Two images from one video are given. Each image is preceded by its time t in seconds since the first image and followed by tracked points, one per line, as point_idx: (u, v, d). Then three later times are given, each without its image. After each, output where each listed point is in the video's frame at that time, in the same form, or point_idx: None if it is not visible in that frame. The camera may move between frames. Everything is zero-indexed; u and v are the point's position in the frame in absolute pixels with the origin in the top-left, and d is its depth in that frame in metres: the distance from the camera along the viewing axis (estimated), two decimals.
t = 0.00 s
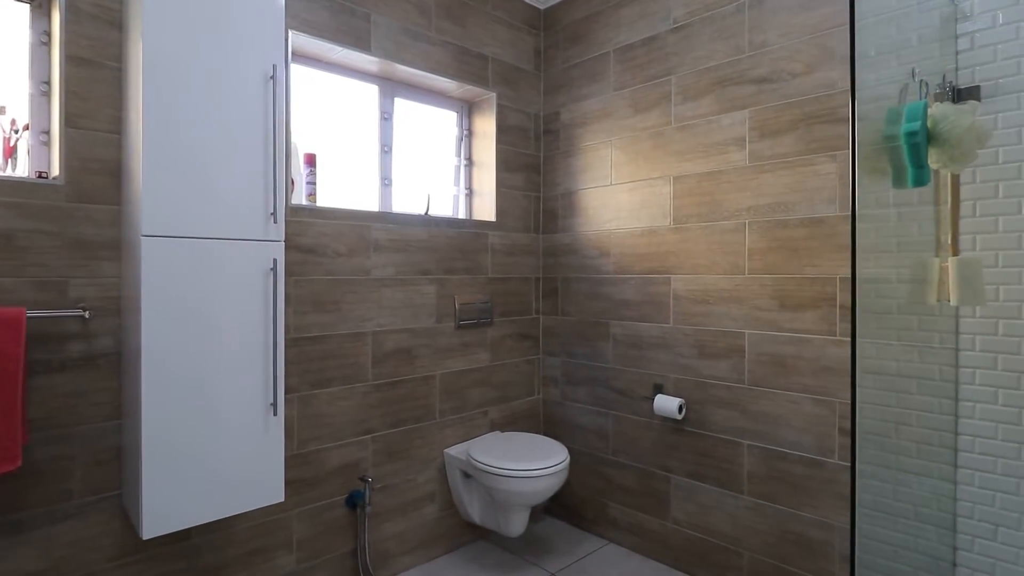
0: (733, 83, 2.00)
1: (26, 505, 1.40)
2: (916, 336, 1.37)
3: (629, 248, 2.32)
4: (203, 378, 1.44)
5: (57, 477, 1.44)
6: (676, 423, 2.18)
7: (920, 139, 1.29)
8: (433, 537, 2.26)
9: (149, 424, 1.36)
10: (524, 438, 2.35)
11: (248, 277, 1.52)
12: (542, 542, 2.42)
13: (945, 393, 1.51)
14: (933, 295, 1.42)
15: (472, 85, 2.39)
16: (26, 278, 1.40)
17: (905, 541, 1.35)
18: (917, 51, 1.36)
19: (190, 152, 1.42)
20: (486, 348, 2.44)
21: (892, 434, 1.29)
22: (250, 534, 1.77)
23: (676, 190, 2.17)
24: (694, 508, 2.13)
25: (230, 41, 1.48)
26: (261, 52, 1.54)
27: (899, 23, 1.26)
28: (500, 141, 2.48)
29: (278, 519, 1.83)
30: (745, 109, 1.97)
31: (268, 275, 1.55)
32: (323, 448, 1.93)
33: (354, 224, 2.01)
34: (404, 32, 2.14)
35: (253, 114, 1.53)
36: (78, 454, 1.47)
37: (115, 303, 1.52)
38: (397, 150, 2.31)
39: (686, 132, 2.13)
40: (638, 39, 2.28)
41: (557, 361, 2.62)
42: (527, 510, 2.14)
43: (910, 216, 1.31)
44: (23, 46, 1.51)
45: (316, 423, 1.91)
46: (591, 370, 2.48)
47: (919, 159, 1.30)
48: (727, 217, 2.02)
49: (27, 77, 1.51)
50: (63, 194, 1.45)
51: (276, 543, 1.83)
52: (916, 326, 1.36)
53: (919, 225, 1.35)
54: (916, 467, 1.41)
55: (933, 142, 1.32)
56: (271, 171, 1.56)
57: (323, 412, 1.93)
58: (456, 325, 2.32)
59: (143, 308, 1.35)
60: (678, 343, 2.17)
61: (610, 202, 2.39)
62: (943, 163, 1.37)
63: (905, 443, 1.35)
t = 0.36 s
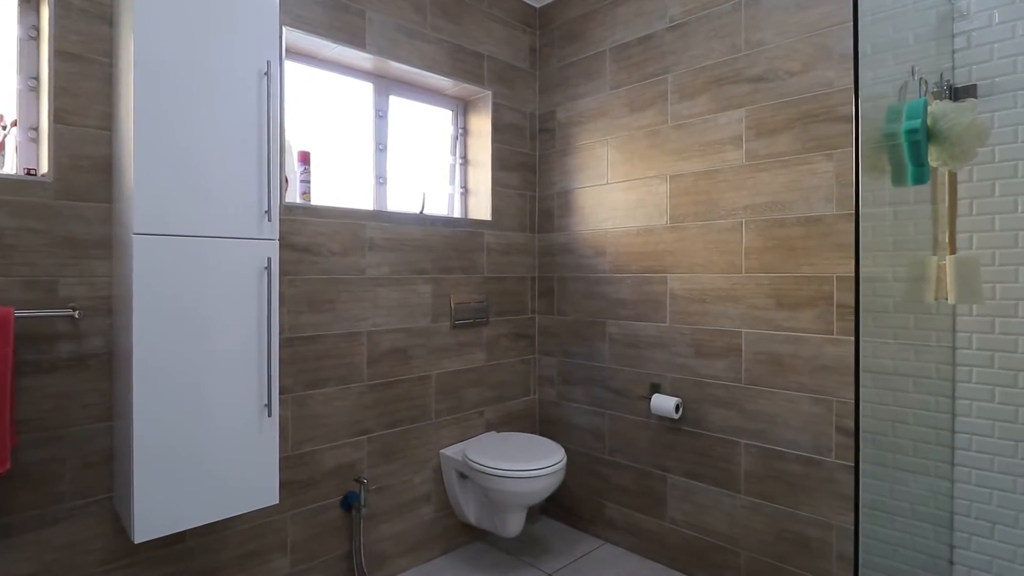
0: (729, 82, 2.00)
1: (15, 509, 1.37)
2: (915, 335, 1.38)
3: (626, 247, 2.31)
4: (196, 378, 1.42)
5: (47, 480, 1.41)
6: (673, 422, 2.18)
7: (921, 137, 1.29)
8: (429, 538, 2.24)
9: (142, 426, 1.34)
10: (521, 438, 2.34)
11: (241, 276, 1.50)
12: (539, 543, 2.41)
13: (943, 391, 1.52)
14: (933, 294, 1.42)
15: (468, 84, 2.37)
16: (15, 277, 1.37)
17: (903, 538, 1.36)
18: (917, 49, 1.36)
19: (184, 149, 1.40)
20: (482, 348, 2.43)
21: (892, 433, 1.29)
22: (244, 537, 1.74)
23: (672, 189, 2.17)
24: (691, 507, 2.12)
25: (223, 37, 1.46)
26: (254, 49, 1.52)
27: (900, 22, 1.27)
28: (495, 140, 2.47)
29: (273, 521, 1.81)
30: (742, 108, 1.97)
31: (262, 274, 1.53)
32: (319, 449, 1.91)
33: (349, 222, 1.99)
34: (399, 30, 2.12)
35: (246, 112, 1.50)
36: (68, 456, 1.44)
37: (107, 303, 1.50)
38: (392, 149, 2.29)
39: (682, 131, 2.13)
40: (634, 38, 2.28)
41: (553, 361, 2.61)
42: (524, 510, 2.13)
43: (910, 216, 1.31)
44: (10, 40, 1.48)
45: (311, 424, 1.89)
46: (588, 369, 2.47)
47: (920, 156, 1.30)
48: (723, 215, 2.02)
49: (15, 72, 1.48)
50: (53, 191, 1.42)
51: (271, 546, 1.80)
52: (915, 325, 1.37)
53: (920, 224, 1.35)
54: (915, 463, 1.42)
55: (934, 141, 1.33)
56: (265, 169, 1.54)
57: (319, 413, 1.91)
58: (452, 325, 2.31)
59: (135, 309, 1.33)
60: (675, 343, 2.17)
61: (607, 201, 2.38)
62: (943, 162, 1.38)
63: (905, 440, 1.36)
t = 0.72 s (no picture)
0: (727, 82, 2.00)
1: (7, 511, 1.35)
2: (913, 335, 1.39)
3: (623, 247, 2.31)
4: (191, 379, 1.41)
5: (40, 482, 1.40)
6: (670, 423, 2.18)
7: (920, 137, 1.29)
8: (425, 539, 2.23)
9: (136, 427, 1.32)
10: (518, 438, 2.34)
11: (237, 277, 1.48)
12: (535, 543, 2.40)
13: (940, 390, 1.53)
14: (931, 294, 1.43)
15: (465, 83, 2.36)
16: (7, 277, 1.36)
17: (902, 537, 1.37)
18: (915, 49, 1.36)
19: (179, 149, 1.38)
20: (479, 349, 2.42)
21: (891, 432, 1.30)
22: (240, 538, 1.73)
23: (669, 189, 2.17)
24: (688, 508, 2.12)
25: (219, 36, 1.45)
26: (250, 48, 1.51)
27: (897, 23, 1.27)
28: (492, 140, 2.46)
29: (269, 523, 1.79)
30: (740, 108, 1.97)
31: (258, 275, 1.52)
32: (315, 450, 1.90)
33: (346, 222, 1.97)
34: (396, 29, 2.11)
35: (242, 111, 1.49)
36: (61, 458, 1.43)
37: (101, 303, 1.48)
38: (389, 148, 2.29)
39: (680, 131, 2.13)
40: (631, 37, 2.28)
41: (550, 361, 2.61)
42: (521, 511, 2.12)
43: (909, 216, 1.32)
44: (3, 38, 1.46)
45: (307, 425, 1.88)
46: (585, 369, 2.47)
47: (920, 156, 1.30)
48: (720, 215, 2.02)
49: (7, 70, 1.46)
50: (46, 190, 1.41)
51: (267, 548, 1.79)
52: (914, 325, 1.38)
53: (919, 223, 1.36)
54: (914, 463, 1.43)
55: (933, 141, 1.33)
56: (261, 170, 1.53)
57: (315, 413, 1.90)
58: (449, 325, 2.30)
59: (130, 309, 1.31)
60: (672, 343, 2.17)
61: (604, 201, 2.38)
62: (942, 162, 1.38)
63: (904, 439, 1.37)
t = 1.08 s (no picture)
0: (726, 82, 2.00)
1: (4, 511, 1.35)
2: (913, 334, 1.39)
3: (621, 246, 2.31)
4: (190, 378, 1.40)
5: (37, 482, 1.39)
6: (669, 422, 2.18)
7: (920, 136, 1.29)
8: (424, 539, 2.23)
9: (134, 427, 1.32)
10: (517, 438, 2.34)
11: (236, 276, 1.48)
12: (534, 543, 2.40)
13: (939, 391, 1.54)
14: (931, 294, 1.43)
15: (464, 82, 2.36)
16: (4, 276, 1.35)
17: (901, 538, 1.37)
18: (914, 48, 1.36)
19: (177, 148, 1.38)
20: (477, 348, 2.42)
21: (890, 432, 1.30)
22: (238, 539, 1.72)
23: (668, 189, 2.17)
24: (687, 507, 2.12)
25: (217, 35, 1.44)
26: (249, 47, 1.50)
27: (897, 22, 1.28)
28: (491, 139, 2.46)
29: (267, 523, 1.79)
30: (738, 108, 1.97)
31: (257, 274, 1.52)
32: (314, 450, 1.90)
33: (344, 221, 1.97)
34: (394, 28, 2.11)
35: (241, 110, 1.49)
36: (59, 458, 1.42)
37: (98, 303, 1.48)
38: (388, 147, 2.28)
39: (679, 130, 2.13)
40: (630, 37, 2.27)
41: (549, 360, 2.61)
42: (520, 511, 2.12)
43: (909, 216, 1.32)
44: None
45: (305, 425, 1.87)
46: (583, 369, 2.47)
47: (920, 155, 1.31)
48: (719, 215, 2.02)
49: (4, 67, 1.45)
50: (43, 188, 1.40)
51: (265, 548, 1.79)
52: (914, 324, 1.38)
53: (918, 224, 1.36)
54: (913, 463, 1.43)
55: (932, 140, 1.33)
56: (260, 169, 1.52)
57: (314, 413, 1.89)
58: (448, 325, 2.30)
59: (128, 308, 1.31)
60: (671, 342, 2.17)
61: (603, 200, 2.38)
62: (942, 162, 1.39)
63: (903, 439, 1.37)
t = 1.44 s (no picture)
0: (726, 81, 2.00)
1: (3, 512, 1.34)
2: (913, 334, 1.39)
3: (622, 246, 2.31)
4: (190, 377, 1.40)
5: (37, 483, 1.38)
6: (669, 423, 2.18)
7: (921, 135, 1.29)
8: (424, 539, 2.22)
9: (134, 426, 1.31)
10: (517, 438, 2.33)
11: (236, 276, 1.47)
12: (534, 543, 2.40)
13: (940, 390, 1.54)
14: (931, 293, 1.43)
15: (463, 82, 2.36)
16: (4, 277, 1.35)
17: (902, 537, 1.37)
18: (914, 47, 1.36)
19: (176, 147, 1.37)
20: (477, 348, 2.41)
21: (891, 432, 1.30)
22: (238, 539, 1.72)
23: (669, 188, 2.16)
24: (687, 507, 2.12)
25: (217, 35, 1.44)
26: (249, 47, 1.50)
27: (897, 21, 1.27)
28: (491, 139, 2.46)
29: (267, 524, 1.78)
30: (738, 108, 1.97)
31: (257, 274, 1.51)
32: (314, 450, 1.89)
33: (344, 222, 1.96)
34: (394, 27, 2.10)
35: (241, 110, 1.48)
36: (58, 459, 1.41)
37: (98, 304, 1.47)
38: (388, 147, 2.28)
39: (679, 130, 2.13)
40: (630, 37, 2.27)
41: (549, 361, 2.60)
42: (521, 511, 2.12)
43: (910, 215, 1.32)
44: None
45: (305, 426, 1.87)
46: (583, 369, 2.46)
47: (920, 155, 1.30)
48: (719, 215, 2.02)
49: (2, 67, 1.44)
50: (42, 188, 1.39)
51: (265, 549, 1.78)
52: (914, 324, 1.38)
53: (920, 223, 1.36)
54: (914, 463, 1.43)
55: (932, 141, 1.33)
56: (260, 169, 1.52)
57: (314, 414, 1.89)
58: (447, 325, 2.29)
59: (128, 307, 1.30)
60: (671, 342, 2.17)
61: (603, 200, 2.38)
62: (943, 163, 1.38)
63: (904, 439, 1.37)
